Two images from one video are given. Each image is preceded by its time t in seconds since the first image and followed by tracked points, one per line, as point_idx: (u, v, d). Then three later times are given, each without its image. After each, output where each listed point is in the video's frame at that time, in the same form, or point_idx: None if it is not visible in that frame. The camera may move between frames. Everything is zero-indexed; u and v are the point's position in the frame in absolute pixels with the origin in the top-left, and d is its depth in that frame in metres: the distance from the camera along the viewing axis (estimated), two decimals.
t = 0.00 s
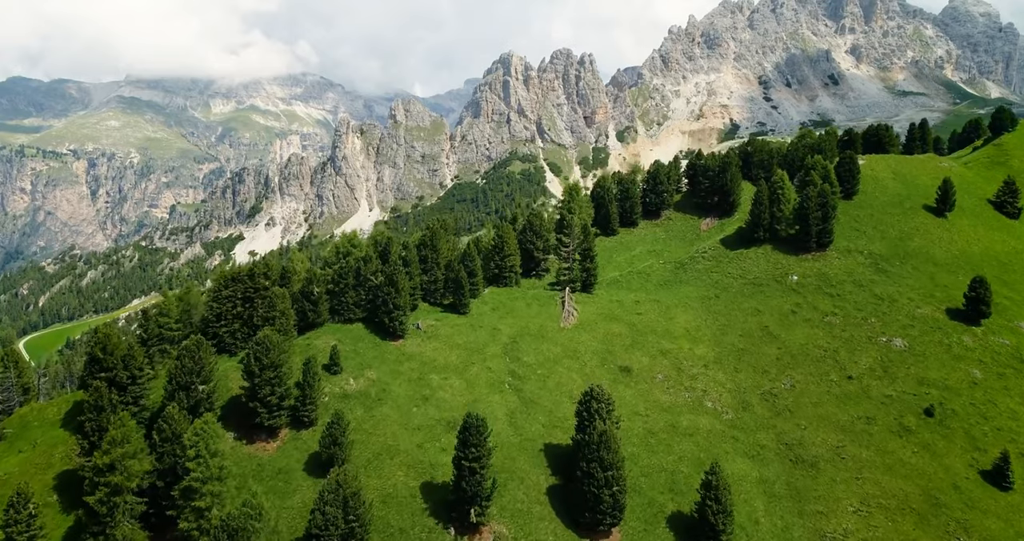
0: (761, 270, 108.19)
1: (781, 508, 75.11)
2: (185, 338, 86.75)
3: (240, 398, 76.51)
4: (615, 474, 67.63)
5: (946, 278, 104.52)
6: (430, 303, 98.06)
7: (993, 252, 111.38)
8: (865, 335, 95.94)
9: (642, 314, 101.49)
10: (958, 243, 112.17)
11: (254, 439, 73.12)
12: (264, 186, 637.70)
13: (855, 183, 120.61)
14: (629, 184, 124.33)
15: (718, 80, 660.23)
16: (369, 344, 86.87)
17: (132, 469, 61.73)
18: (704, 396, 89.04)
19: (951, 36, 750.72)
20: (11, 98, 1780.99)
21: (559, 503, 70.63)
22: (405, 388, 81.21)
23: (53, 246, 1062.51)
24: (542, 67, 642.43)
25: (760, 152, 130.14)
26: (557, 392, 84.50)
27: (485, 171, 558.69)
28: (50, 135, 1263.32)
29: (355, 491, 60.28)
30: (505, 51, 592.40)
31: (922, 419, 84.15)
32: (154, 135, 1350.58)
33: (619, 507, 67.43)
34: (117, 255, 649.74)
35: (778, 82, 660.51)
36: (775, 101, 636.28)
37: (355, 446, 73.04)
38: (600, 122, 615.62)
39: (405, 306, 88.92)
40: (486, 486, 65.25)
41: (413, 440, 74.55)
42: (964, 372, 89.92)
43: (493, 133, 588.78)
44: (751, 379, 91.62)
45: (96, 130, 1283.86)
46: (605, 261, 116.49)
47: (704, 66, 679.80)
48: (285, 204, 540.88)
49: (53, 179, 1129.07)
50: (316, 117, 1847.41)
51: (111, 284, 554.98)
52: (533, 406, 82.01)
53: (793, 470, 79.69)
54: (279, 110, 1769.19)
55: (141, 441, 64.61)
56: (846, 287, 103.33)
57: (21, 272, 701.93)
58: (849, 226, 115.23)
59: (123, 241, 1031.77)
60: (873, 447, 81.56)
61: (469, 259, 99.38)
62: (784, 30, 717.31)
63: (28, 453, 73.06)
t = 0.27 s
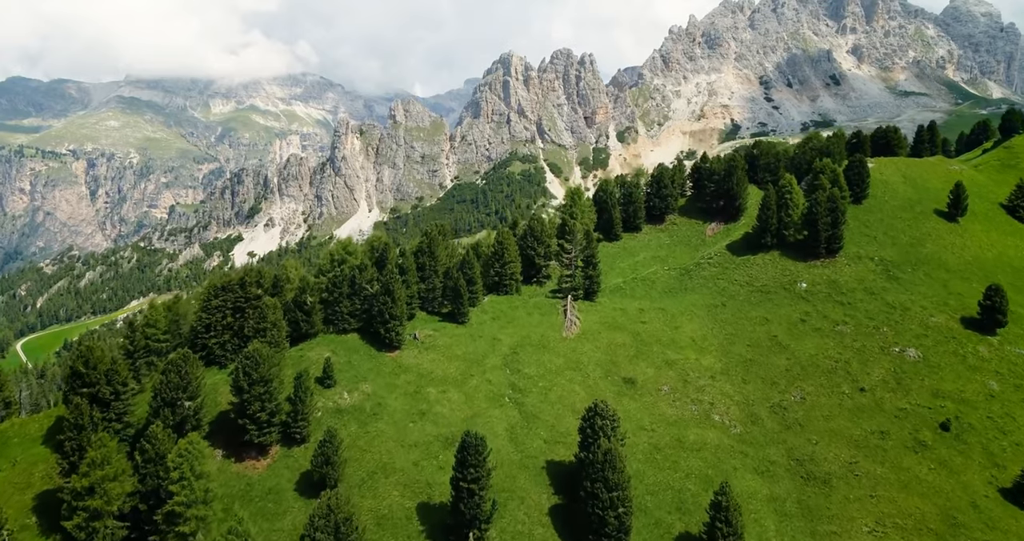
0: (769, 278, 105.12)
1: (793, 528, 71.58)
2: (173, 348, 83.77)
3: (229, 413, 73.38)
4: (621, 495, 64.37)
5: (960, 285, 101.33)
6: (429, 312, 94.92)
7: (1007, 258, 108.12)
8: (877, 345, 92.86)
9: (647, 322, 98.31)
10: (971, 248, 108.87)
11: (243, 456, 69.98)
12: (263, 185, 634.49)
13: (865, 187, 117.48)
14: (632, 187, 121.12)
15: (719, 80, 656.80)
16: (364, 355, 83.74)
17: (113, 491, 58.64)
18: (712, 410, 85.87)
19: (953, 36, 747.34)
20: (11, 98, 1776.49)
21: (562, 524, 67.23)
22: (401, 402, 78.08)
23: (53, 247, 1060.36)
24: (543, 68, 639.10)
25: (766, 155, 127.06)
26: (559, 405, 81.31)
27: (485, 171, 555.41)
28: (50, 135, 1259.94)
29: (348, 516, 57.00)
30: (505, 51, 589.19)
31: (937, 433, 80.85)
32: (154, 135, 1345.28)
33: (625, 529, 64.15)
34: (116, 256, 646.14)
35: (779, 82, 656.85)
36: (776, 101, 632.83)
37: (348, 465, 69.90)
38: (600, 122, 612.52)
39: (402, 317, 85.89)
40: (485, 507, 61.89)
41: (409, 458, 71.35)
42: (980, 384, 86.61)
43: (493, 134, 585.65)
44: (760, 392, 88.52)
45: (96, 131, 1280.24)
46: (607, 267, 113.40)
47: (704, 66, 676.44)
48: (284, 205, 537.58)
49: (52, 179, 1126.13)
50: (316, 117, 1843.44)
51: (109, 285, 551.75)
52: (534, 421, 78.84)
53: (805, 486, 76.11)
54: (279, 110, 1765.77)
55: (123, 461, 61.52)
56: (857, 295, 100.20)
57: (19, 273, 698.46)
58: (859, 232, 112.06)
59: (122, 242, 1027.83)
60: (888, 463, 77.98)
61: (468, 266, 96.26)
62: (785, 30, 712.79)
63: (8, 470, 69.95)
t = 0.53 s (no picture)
0: (778, 285, 101.89)
1: None
2: (160, 361, 80.48)
3: (217, 430, 70.16)
4: (627, 519, 61.38)
5: (975, 293, 98.08)
6: (426, 322, 91.71)
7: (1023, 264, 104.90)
8: (891, 356, 89.64)
9: (652, 332, 95.18)
10: (986, 254, 105.56)
11: (231, 475, 66.77)
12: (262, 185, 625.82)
13: (876, 191, 114.26)
14: (636, 192, 117.78)
15: (720, 81, 653.20)
16: (359, 368, 80.62)
17: (92, 517, 55.40)
18: (720, 424, 82.68)
19: (955, 36, 743.73)
20: (10, 98, 1770.84)
21: None
22: (397, 418, 74.91)
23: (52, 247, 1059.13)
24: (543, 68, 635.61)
25: (774, 158, 123.77)
26: (561, 420, 78.16)
27: (485, 172, 552.00)
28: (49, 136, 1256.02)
29: None
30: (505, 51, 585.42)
31: (955, 449, 77.46)
32: (154, 136, 1338.55)
33: None
34: (114, 257, 641.94)
35: (780, 82, 653.27)
36: (777, 101, 629.30)
37: (341, 484, 66.76)
38: (601, 123, 609.43)
39: (398, 328, 82.76)
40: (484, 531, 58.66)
41: (405, 477, 68.14)
42: (998, 397, 83.30)
43: (493, 134, 582.28)
44: (769, 405, 85.27)
45: (95, 131, 1276.00)
46: (611, 274, 110.19)
47: (705, 66, 672.95)
48: (283, 205, 534.06)
49: (51, 180, 1123.25)
50: (316, 117, 1839.41)
51: (107, 287, 547.91)
52: (536, 437, 75.65)
53: (817, 504, 72.55)
54: (279, 110, 1761.70)
55: (103, 483, 58.28)
56: (868, 304, 97.06)
57: (17, 274, 694.01)
58: (870, 237, 108.93)
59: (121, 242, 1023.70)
60: (904, 480, 74.43)
61: (467, 273, 93.11)
62: (786, 30, 709.40)
63: None
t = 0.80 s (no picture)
0: (788, 293, 98.66)
1: None
2: (145, 374, 77.27)
3: (204, 448, 66.98)
4: None
5: (992, 301, 94.73)
6: (423, 332, 88.55)
7: None
8: (904, 369, 86.42)
9: (657, 342, 91.98)
10: (1002, 260, 102.18)
11: (219, 496, 63.62)
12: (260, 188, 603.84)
13: (887, 195, 111.02)
14: (640, 196, 114.55)
15: (721, 81, 649.89)
16: (353, 381, 77.47)
17: None
18: (729, 439, 79.27)
19: (957, 36, 740.21)
20: (10, 98, 1767.43)
21: None
22: (392, 434, 71.78)
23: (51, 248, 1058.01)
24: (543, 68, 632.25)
25: (781, 161, 120.53)
26: (564, 436, 74.97)
27: (485, 173, 548.46)
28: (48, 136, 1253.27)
29: None
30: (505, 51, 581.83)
31: (974, 465, 73.92)
32: (153, 136, 1332.47)
33: None
34: (112, 258, 638.34)
35: (781, 82, 649.92)
36: (778, 102, 625.84)
37: (334, 506, 63.51)
38: (601, 123, 606.25)
39: (395, 340, 79.53)
40: None
41: (400, 497, 64.84)
42: (1019, 411, 79.78)
43: (493, 134, 578.91)
44: (779, 419, 81.94)
45: (94, 131, 1272.49)
46: (615, 281, 106.94)
47: (705, 66, 669.41)
48: (282, 206, 530.79)
49: (50, 180, 1120.51)
50: (316, 117, 1835.38)
51: (105, 288, 544.45)
52: (538, 454, 72.44)
53: (831, 525, 68.81)
54: (278, 110, 1758.12)
55: (80, 508, 55.12)
56: (881, 313, 93.87)
57: (15, 275, 690.67)
58: (880, 243, 105.81)
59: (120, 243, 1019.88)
60: (922, 499, 70.81)
61: (466, 281, 89.88)
62: (786, 30, 706.26)
63: None
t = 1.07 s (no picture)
0: (797, 302, 95.53)
1: None
2: (128, 389, 73.65)
3: (188, 470, 63.60)
4: None
5: (1009, 310, 91.31)
6: (420, 344, 85.30)
7: None
8: (919, 381, 83.16)
9: (662, 353, 88.77)
10: (1019, 267, 98.62)
11: (205, 521, 60.34)
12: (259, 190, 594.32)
13: (898, 201, 107.65)
14: (643, 200, 111.38)
15: (721, 81, 646.48)
16: (347, 396, 74.28)
17: None
18: (739, 456, 75.81)
19: (958, 36, 737.33)
20: (9, 98, 1762.43)
21: None
22: (387, 453, 68.55)
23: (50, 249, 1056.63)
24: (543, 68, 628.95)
25: (788, 165, 117.19)
26: (567, 454, 71.71)
27: (485, 173, 545.28)
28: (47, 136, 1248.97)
29: None
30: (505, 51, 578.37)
31: (995, 484, 70.31)
32: (153, 136, 1329.31)
33: None
34: (110, 259, 634.57)
35: (782, 82, 646.53)
36: (779, 102, 622.42)
37: (325, 531, 59.90)
38: (602, 123, 603.09)
39: (389, 353, 76.27)
40: None
41: (394, 521, 61.36)
42: None
43: (493, 135, 575.76)
44: (791, 434, 78.54)
45: (94, 131, 1268.33)
46: (618, 289, 103.63)
47: (706, 66, 665.95)
48: (281, 207, 527.82)
49: (49, 180, 1117.05)
50: (316, 117, 1832.02)
51: (103, 289, 540.74)
52: (539, 473, 69.17)
53: None
54: (278, 110, 1755.26)
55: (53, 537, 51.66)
56: (894, 322, 90.75)
57: (14, 276, 687.26)
58: (892, 249, 102.62)
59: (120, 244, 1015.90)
60: (943, 520, 66.99)
61: (465, 290, 86.60)
62: (787, 30, 703.00)
63: None
